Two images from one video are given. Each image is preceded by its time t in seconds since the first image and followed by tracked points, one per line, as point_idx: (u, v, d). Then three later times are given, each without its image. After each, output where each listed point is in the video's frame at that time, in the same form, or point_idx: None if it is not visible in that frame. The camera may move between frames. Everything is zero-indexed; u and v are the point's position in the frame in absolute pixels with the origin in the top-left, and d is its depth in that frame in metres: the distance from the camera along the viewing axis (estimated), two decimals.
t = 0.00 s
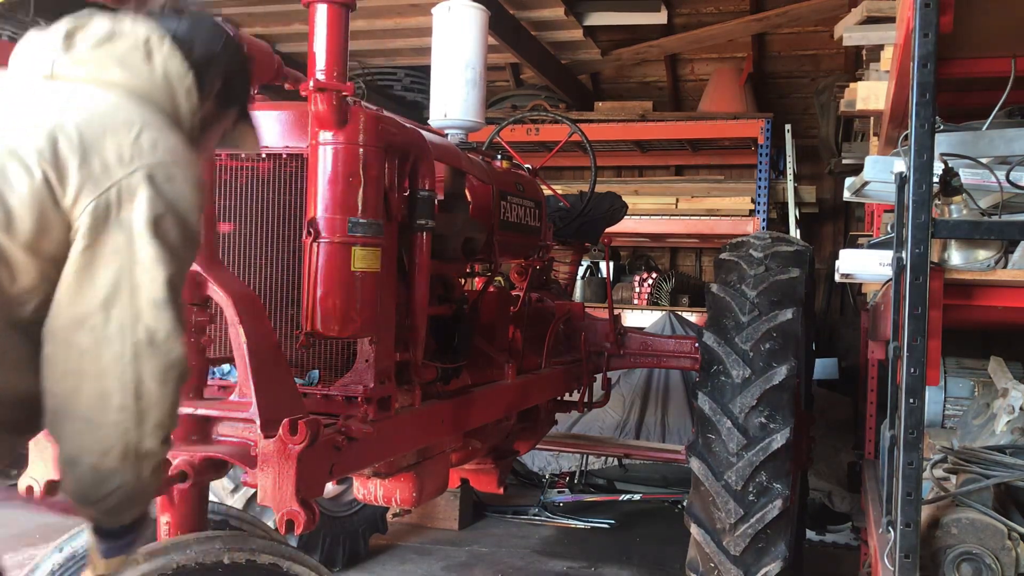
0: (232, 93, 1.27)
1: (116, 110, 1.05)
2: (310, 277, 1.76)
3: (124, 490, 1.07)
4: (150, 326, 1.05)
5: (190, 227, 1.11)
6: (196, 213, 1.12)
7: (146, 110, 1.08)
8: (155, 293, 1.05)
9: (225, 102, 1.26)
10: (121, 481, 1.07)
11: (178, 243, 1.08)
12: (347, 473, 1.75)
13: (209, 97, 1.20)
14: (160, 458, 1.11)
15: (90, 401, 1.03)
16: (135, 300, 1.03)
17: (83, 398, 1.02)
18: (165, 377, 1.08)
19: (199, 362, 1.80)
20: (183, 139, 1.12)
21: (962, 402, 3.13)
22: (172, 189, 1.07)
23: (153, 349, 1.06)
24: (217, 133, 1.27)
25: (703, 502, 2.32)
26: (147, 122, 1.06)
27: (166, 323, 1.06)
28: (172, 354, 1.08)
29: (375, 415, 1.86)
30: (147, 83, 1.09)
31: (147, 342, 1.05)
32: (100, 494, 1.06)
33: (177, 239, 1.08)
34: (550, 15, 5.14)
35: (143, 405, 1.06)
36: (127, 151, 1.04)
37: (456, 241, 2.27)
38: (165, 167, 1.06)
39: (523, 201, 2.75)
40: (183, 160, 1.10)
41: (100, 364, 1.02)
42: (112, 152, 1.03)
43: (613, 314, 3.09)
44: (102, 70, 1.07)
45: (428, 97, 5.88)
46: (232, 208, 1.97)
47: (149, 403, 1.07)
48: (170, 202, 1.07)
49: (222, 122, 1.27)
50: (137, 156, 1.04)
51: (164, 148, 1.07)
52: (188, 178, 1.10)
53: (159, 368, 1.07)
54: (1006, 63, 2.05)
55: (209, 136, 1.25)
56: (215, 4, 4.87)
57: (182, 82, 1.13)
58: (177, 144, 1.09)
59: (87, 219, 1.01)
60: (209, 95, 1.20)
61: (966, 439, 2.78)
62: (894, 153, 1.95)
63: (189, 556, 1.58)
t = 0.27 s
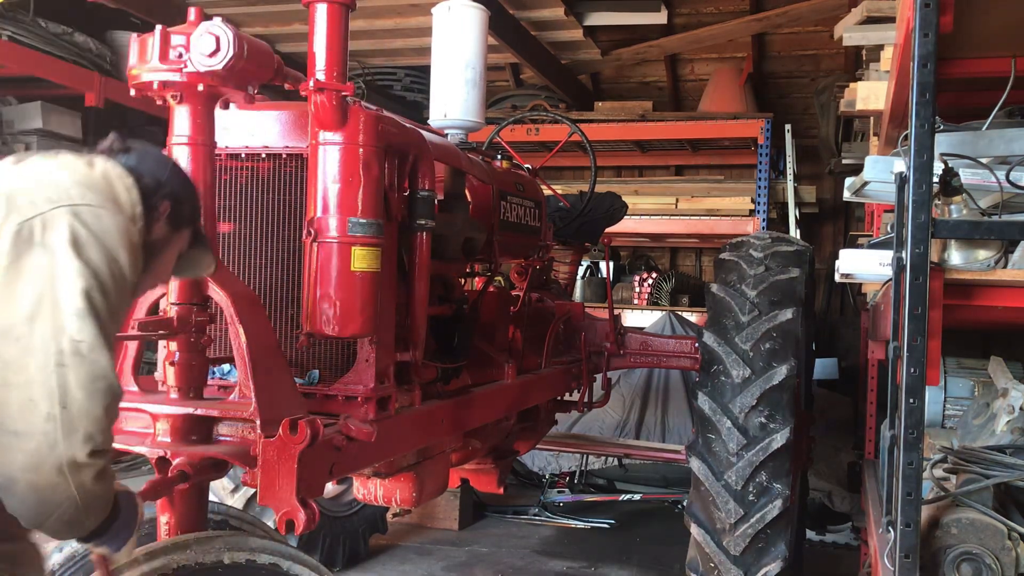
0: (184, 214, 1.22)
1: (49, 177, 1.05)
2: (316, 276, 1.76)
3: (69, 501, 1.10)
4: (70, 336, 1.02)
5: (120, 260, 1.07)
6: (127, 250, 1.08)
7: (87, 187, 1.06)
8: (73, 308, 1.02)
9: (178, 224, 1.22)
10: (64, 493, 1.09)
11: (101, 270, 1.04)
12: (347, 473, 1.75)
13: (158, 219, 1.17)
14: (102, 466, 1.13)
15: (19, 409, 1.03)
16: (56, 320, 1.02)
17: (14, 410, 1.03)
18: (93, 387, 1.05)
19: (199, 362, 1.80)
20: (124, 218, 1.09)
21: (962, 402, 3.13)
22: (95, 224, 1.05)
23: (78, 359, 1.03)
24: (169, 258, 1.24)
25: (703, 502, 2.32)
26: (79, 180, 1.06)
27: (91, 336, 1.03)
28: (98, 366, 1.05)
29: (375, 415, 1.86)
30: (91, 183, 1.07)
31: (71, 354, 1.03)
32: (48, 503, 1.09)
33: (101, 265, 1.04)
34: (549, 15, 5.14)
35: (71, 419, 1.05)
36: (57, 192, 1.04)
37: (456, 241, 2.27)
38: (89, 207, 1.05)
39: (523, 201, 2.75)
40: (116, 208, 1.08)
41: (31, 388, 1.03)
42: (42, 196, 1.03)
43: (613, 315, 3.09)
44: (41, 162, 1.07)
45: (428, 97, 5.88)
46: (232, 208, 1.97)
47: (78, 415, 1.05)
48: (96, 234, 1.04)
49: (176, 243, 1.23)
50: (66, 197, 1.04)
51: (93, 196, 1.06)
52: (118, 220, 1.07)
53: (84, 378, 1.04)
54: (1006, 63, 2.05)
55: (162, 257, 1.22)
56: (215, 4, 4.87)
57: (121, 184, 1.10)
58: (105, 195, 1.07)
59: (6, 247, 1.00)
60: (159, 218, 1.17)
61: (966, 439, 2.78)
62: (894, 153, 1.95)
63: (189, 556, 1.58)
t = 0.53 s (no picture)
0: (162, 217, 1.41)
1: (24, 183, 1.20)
2: (316, 273, 1.76)
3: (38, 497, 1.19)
4: (32, 335, 1.13)
5: (84, 257, 1.20)
6: (91, 249, 1.21)
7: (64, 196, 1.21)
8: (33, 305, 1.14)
9: (155, 226, 1.39)
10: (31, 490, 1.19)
11: (64, 266, 1.17)
12: (347, 473, 1.75)
13: (134, 219, 1.35)
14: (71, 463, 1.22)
15: None
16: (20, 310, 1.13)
17: None
18: (51, 382, 1.15)
19: (199, 362, 1.79)
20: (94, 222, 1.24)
21: (962, 402, 3.13)
22: (61, 225, 1.18)
23: (37, 355, 1.14)
24: (148, 260, 1.39)
25: (703, 503, 2.32)
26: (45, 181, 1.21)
27: (50, 333, 1.14)
28: (57, 361, 1.15)
29: (375, 416, 1.86)
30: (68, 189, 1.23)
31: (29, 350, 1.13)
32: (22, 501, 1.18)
33: (65, 262, 1.18)
34: (549, 15, 5.14)
35: (30, 415, 1.14)
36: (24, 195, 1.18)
37: (456, 241, 2.27)
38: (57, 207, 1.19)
39: (523, 201, 2.75)
40: (83, 211, 1.22)
41: None
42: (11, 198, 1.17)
43: (613, 315, 3.09)
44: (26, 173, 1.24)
45: (428, 97, 5.88)
46: (232, 208, 1.97)
47: (37, 409, 1.14)
48: (62, 235, 1.18)
49: (154, 245, 1.40)
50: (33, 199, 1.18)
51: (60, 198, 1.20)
52: (83, 221, 1.21)
53: (43, 374, 1.14)
54: (1006, 63, 2.05)
55: (138, 259, 1.38)
56: (215, 4, 4.87)
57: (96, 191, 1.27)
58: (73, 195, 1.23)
59: None
60: (135, 219, 1.35)
61: (966, 439, 2.78)
62: (894, 153, 1.95)
63: (188, 556, 1.59)
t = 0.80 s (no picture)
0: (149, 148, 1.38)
1: (52, 180, 1.18)
2: (315, 275, 1.76)
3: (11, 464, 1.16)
4: (56, 369, 1.17)
5: (112, 272, 1.24)
6: (119, 266, 1.25)
7: (82, 182, 1.21)
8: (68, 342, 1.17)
9: (134, 154, 1.35)
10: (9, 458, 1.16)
11: (102, 292, 1.22)
12: (347, 472, 1.75)
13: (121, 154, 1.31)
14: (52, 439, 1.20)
15: None
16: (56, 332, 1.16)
17: None
18: (59, 418, 1.19)
19: (199, 361, 1.79)
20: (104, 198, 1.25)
21: (962, 402, 3.13)
22: (100, 249, 1.21)
23: (54, 390, 1.17)
24: (134, 185, 1.38)
25: (703, 502, 2.32)
26: (79, 190, 1.20)
27: (74, 370, 1.19)
28: (72, 396, 1.20)
29: (375, 416, 1.86)
30: (76, 156, 1.22)
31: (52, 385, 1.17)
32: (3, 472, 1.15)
33: (100, 288, 1.21)
34: (549, 15, 5.14)
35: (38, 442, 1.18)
36: (67, 215, 1.17)
37: (455, 241, 2.27)
38: (98, 230, 1.20)
39: (523, 201, 2.75)
40: (113, 223, 1.24)
41: (12, 408, 1.15)
42: (53, 216, 1.16)
43: (613, 314, 3.09)
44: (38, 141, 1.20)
45: (428, 97, 5.89)
46: (232, 208, 1.97)
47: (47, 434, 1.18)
48: (100, 260, 1.21)
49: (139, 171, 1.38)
50: (76, 217, 1.18)
51: (97, 214, 1.21)
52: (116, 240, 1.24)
53: (57, 408, 1.18)
54: (1006, 63, 2.05)
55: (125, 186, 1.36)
56: (215, 4, 4.87)
57: (104, 153, 1.26)
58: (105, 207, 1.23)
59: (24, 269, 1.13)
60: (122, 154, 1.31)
61: (966, 439, 2.78)
62: (894, 153, 1.95)
63: (189, 556, 1.58)
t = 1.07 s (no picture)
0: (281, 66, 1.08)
1: (137, 109, 0.86)
2: (335, 265, 1.75)
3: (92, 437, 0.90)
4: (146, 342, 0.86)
5: (212, 224, 0.92)
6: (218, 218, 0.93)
7: (173, 102, 0.89)
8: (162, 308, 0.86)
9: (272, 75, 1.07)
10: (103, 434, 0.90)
11: (196, 254, 0.90)
12: (348, 473, 1.75)
13: (232, 50, 0.97)
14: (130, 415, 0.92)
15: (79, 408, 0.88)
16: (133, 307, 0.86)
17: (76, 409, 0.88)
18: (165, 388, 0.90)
19: (199, 362, 1.79)
20: (207, 119, 0.93)
21: (962, 402, 3.13)
22: (190, 201, 0.88)
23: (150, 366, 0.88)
24: (249, 85, 1.03)
25: (703, 502, 2.32)
26: (169, 120, 0.87)
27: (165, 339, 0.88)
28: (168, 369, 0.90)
29: (376, 416, 1.86)
30: (168, 60, 0.90)
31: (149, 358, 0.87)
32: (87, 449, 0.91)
33: (193, 247, 0.90)
34: (549, 15, 5.14)
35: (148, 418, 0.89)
36: (149, 162, 0.85)
37: (456, 240, 2.27)
38: (184, 171, 0.87)
39: (524, 201, 2.75)
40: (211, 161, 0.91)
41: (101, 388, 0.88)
42: (132, 167, 0.85)
43: (613, 315, 3.09)
44: (131, 54, 0.89)
45: (428, 97, 5.89)
46: (233, 208, 1.97)
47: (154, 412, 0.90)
48: (192, 214, 0.89)
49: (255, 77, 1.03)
50: (159, 166, 0.86)
51: (186, 154, 0.88)
52: (214, 184, 0.91)
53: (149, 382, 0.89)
54: (1006, 63, 2.06)
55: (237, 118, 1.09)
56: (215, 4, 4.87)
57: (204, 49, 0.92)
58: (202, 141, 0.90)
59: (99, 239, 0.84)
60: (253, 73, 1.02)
61: (966, 439, 2.78)
62: (894, 153, 1.95)
63: (191, 556, 1.58)
